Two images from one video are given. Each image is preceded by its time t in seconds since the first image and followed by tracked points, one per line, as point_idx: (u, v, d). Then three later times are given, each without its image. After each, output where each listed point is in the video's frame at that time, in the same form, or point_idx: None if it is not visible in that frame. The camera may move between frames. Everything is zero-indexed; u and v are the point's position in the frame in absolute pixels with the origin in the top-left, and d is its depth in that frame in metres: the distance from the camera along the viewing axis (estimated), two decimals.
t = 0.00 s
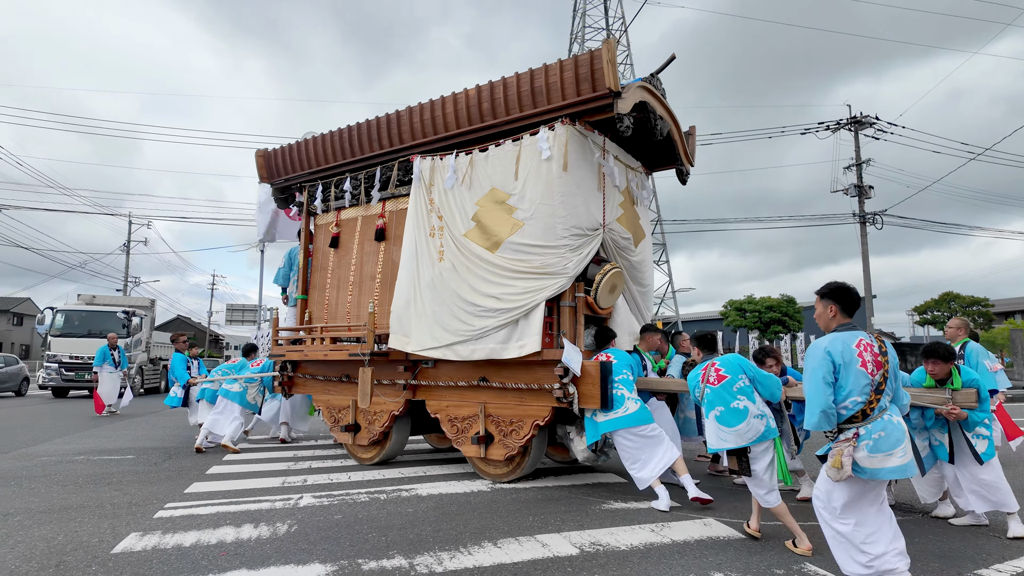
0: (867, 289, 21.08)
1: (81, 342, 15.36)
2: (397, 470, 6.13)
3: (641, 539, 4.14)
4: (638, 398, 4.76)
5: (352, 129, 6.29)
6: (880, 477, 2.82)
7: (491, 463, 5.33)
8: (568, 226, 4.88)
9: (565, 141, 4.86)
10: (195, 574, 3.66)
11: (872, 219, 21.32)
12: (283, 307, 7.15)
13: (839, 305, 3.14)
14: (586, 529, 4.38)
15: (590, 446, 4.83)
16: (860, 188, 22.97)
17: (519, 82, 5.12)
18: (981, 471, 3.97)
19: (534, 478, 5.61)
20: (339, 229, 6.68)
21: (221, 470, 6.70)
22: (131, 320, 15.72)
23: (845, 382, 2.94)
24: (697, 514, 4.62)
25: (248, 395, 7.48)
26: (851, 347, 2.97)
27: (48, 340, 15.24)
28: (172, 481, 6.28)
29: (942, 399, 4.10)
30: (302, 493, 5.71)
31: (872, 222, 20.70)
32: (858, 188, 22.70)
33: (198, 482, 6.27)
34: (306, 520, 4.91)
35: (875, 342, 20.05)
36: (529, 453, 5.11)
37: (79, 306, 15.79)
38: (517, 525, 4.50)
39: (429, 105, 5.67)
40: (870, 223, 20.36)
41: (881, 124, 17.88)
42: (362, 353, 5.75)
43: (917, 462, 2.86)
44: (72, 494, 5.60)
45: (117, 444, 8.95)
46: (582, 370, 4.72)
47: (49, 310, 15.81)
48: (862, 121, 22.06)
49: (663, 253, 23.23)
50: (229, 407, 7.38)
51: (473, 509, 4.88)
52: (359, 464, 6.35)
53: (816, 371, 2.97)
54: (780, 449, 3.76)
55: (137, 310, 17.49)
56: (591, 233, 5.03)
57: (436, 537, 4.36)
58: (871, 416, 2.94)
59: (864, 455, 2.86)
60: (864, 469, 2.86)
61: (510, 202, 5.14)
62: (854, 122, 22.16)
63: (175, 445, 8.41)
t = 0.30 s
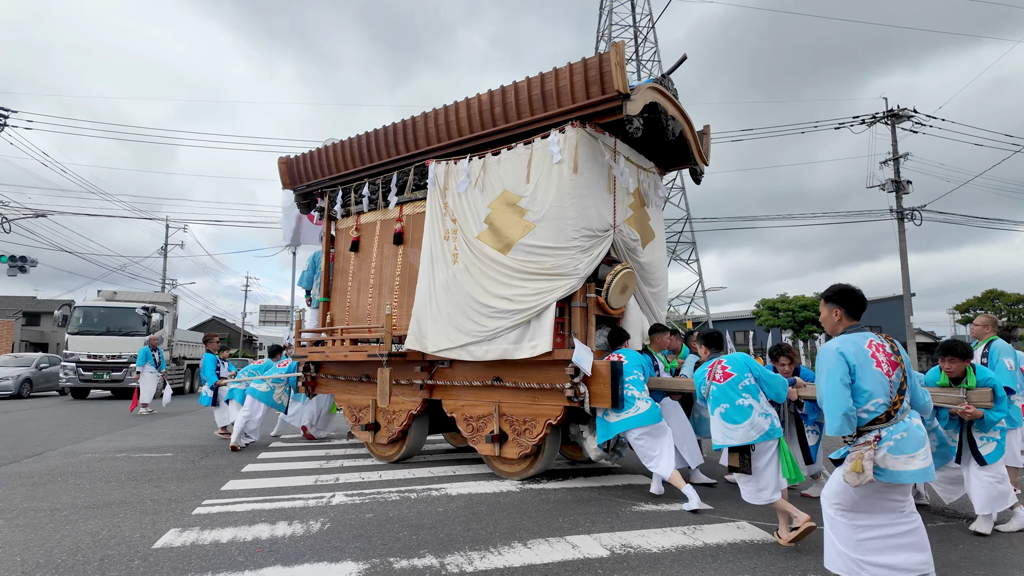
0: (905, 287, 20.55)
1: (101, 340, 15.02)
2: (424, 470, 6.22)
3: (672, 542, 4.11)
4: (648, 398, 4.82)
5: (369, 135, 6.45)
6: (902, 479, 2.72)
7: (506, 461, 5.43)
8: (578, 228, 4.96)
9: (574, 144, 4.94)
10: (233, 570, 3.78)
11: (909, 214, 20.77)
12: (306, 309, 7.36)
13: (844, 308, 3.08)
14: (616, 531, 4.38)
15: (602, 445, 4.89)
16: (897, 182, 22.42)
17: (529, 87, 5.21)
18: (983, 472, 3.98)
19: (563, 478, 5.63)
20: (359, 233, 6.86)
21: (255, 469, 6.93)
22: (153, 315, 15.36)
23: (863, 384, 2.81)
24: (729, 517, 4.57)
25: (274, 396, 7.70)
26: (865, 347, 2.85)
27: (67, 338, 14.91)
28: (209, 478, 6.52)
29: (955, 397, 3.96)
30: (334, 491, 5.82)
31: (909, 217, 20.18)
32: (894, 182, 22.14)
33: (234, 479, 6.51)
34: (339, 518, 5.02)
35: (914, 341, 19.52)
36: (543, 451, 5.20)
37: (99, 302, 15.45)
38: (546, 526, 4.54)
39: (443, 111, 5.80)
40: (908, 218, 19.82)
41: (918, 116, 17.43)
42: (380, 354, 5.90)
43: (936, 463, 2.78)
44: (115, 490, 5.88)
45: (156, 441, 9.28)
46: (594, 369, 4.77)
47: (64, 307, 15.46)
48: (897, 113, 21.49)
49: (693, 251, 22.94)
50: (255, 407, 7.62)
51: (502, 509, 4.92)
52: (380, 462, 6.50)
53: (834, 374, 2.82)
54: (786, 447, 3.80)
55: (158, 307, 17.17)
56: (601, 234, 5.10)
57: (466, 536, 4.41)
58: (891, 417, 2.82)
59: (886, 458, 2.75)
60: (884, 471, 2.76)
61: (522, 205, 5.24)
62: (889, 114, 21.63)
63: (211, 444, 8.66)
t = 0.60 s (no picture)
0: (937, 285, 20.11)
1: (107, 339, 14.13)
2: (446, 470, 6.25)
3: (698, 544, 4.05)
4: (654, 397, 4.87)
5: (381, 140, 6.60)
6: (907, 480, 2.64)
7: (514, 459, 5.53)
8: (584, 230, 5.03)
9: (580, 147, 5.01)
10: (261, 567, 3.86)
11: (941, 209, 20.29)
12: (323, 309, 7.54)
13: (835, 312, 3.12)
14: (641, 533, 4.33)
15: (607, 444, 4.95)
16: (929, 177, 21.95)
17: (536, 91, 5.30)
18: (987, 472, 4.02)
19: (586, 478, 5.63)
20: (373, 235, 7.02)
21: (282, 466, 7.14)
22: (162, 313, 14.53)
23: (863, 390, 2.73)
24: (756, 519, 4.49)
25: (291, 393, 7.92)
26: (862, 352, 2.77)
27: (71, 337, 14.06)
28: (237, 477, 6.71)
29: (960, 397, 3.89)
30: (359, 489, 5.88)
31: (940, 213, 19.67)
32: (926, 177, 21.67)
33: (261, 477, 6.69)
34: (363, 517, 5.07)
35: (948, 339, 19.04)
36: (551, 450, 5.27)
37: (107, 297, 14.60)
38: (570, 526, 4.53)
39: (453, 116, 5.92)
40: (940, 214, 19.33)
41: (949, 109, 17.07)
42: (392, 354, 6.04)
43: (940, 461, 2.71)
44: (147, 488, 6.04)
45: (186, 440, 9.51)
46: (598, 370, 4.88)
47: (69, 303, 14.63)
48: (926, 107, 20.98)
49: (717, 250, 22.73)
50: (272, 404, 7.84)
51: (526, 509, 4.92)
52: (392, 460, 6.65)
53: (833, 382, 2.73)
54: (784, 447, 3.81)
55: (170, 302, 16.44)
56: (607, 235, 5.16)
57: (490, 536, 4.41)
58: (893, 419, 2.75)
59: (889, 460, 2.67)
60: (889, 473, 2.68)
61: (529, 207, 5.33)
62: (921, 108, 21.13)
63: (237, 443, 8.82)
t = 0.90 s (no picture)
0: (965, 284, 19.74)
1: (104, 336, 13.17)
2: (466, 470, 6.26)
3: (720, 545, 3.98)
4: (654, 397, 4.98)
5: (390, 145, 6.74)
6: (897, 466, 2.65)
7: (519, 458, 5.62)
8: (585, 233, 5.11)
9: (581, 151, 5.10)
10: (284, 564, 3.92)
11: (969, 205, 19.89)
12: (336, 311, 7.71)
13: (827, 300, 3.14)
14: (663, 534, 4.29)
15: (609, 443, 5.04)
16: (956, 172, 21.54)
17: (538, 96, 5.40)
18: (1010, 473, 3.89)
19: (606, 480, 5.65)
20: (383, 238, 7.17)
21: (304, 465, 7.31)
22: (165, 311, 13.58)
23: (847, 378, 2.76)
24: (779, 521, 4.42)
25: (305, 391, 8.10)
26: (847, 341, 2.79)
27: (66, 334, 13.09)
28: (260, 475, 6.89)
29: (959, 399, 3.97)
30: (379, 488, 5.92)
31: (969, 210, 19.23)
32: (953, 173, 21.26)
33: (284, 476, 6.87)
34: (384, 516, 5.11)
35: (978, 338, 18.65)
36: (554, 448, 5.36)
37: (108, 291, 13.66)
38: (590, 527, 4.52)
39: (459, 121, 6.04)
40: (968, 211, 18.91)
41: (976, 103, 16.76)
42: (400, 355, 6.16)
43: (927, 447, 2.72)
44: (172, 487, 6.16)
45: (211, 439, 9.71)
46: (598, 371, 4.94)
47: (63, 296, 13.69)
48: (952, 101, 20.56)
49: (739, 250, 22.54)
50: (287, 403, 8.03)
51: (545, 510, 4.92)
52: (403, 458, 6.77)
53: (817, 371, 2.76)
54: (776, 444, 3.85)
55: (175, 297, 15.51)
56: (608, 238, 5.24)
57: (509, 536, 4.41)
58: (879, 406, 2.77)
59: (878, 446, 2.68)
60: (879, 459, 2.68)
61: (532, 211, 5.42)
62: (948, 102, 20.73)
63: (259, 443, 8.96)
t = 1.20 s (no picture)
0: (990, 282, 19.44)
1: (92, 333, 12.24)
2: (482, 470, 6.29)
3: (739, 548, 3.93)
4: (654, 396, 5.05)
5: (397, 149, 6.90)
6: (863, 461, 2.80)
7: (522, 456, 5.72)
8: (585, 236, 5.20)
9: (581, 154, 5.19)
10: (303, 563, 3.98)
11: (993, 202, 19.56)
12: (346, 312, 7.87)
13: (815, 299, 3.16)
14: (680, 536, 4.25)
15: (608, 443, 5.14)
16: (980, 168, 21.21)
17: (539, 101, 5.51)
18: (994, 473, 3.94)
19: (623, 481, 5.70)
20: (390, 241, 7.32)
21: (322, 464, 7.46)
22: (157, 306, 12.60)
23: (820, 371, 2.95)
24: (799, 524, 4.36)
25: (314, 391, 8.29)
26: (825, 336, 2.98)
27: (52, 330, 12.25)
28: (279, 474, 7.06)
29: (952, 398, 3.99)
30: (396, 488, 5.97)
31: (992, 207, 18.91)
32: (976, 169, 20.94)
33: (302, 475, 7.01)
34: (401, 515, 5.14)
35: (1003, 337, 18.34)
36: (556, 447, 5.46)
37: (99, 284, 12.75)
38: (607, 529, 4.51)
39: (462, 126, 6.18)
40: (993, 208, 18.60)
41: (999, 98, 16.51)
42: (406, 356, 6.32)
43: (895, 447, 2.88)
44: (195, 486, 6.32)
45: (230, 439, 9.86)
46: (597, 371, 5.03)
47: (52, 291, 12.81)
48: (973, 96, 20.25)
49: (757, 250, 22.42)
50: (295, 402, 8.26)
51: (561, 511, 4.93)
52: (410, 456, 6.90)
53: (791, 361, 2.98)
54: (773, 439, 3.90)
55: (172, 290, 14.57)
56: (608, 240, 5.33)
57: (526, 536, 4.42)
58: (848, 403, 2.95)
59: (845, 440, 2.86)
60: (849, 454, 2.84)
61: (533, 213, 5.53)
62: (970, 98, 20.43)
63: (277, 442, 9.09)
